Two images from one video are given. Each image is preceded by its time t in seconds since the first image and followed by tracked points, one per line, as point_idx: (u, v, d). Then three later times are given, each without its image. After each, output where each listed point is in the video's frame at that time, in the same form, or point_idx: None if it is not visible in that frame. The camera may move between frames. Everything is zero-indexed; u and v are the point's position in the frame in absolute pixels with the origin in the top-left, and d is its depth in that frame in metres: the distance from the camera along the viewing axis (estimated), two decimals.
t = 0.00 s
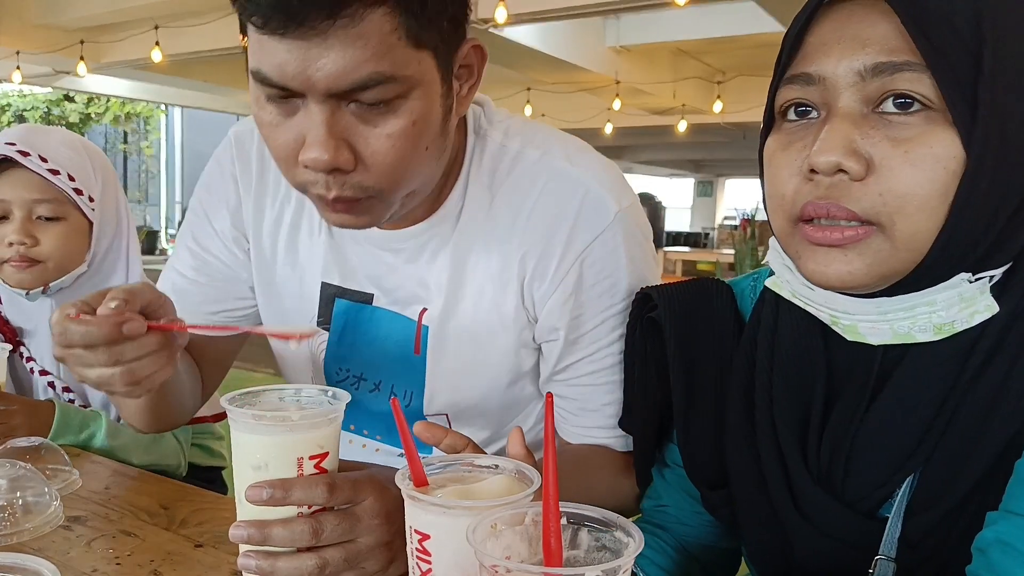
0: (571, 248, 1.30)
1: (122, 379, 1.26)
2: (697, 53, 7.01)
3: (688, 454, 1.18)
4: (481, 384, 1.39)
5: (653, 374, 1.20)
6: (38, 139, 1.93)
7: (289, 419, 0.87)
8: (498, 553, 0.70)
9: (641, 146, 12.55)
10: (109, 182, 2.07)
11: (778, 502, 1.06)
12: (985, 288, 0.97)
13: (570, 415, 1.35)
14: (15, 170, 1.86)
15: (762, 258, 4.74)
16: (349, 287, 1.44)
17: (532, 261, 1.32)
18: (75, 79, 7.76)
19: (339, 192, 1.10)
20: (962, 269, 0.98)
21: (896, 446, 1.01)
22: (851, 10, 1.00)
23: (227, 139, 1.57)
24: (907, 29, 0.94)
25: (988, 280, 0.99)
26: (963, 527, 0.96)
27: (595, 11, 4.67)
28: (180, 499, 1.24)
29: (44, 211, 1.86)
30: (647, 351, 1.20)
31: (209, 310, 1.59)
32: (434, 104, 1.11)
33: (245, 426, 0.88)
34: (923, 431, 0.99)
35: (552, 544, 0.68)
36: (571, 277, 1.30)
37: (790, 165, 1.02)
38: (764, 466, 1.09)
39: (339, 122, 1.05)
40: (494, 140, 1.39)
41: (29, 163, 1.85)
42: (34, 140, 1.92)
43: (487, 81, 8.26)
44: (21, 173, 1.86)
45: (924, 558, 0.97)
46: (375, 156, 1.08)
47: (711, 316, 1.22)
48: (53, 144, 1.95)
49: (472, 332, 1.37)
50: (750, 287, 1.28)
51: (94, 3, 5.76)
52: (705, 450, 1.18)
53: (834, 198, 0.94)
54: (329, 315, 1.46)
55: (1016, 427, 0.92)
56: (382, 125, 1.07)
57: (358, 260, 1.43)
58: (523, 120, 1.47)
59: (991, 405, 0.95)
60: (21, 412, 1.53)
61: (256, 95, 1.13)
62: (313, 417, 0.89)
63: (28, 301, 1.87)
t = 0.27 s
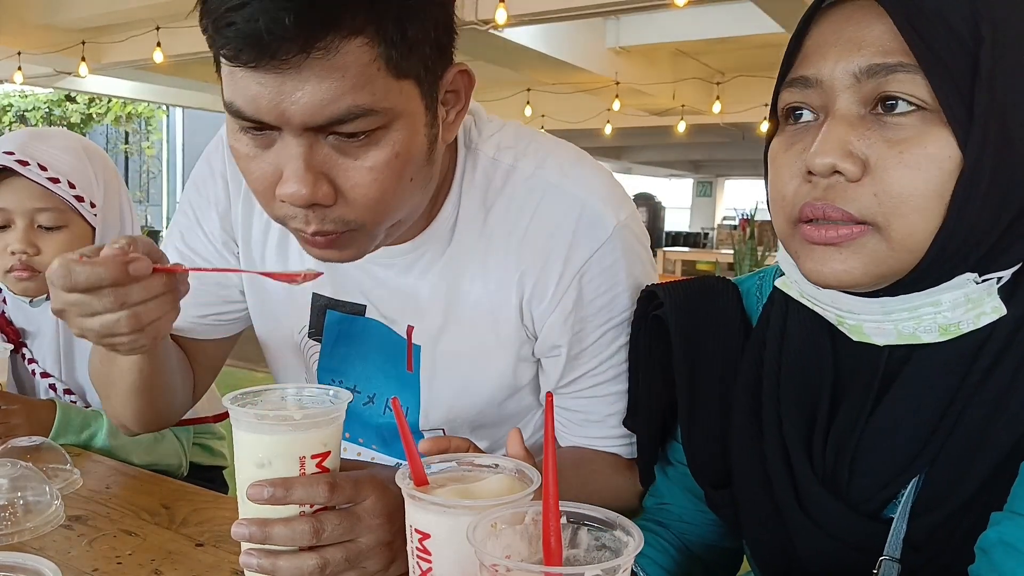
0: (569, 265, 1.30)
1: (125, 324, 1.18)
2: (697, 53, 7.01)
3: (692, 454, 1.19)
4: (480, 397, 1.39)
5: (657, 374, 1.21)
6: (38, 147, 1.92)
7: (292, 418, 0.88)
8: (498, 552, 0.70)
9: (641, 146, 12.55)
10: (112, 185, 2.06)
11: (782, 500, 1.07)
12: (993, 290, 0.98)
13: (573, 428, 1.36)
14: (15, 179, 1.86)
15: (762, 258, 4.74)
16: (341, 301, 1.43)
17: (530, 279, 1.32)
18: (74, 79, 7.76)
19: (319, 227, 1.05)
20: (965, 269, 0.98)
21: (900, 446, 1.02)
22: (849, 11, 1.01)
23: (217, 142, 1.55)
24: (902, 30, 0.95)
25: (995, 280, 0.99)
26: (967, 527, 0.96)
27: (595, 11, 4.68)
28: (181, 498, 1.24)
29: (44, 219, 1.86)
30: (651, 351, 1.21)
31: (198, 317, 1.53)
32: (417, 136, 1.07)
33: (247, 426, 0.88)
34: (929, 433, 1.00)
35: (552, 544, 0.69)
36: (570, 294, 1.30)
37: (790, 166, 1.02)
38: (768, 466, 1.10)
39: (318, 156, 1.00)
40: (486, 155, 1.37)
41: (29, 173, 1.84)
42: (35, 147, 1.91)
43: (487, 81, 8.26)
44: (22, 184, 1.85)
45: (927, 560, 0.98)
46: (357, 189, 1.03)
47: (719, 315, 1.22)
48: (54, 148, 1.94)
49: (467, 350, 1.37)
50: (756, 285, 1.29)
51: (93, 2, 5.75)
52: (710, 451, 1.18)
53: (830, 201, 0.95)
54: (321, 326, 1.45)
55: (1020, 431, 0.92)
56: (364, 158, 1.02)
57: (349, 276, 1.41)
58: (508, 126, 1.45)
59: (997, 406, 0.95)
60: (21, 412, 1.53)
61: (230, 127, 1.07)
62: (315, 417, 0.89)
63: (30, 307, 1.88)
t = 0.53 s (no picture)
0: (576, 274, 1.30)
1: (137, 299, 1.15)
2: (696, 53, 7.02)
3: (698, 452, 1.20)
4: (482, 401, 1.38)
5: (664, 375, 1.21)
6: (40, 148, 1.90)
7: (292, 418, 0.87)
8: (498, 552, 0.70)
9: (641, 147, 12.56)
10: (114, 186, 2.07)
11: (786, 499, 1.07)
12: (1002, 292, 0.98)
13: (577, 432, 1.36)
14: (17, 179, 1.85)
15: (762, 258, 4.74)
16: (339, 307, 1.42)
17: (536, 289, 1.31)
18: (74, 79, 7.76)
19: (309, 233, 1.05)
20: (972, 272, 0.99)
21: (906, 447, 1.01)
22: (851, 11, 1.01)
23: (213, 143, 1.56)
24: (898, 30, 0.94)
25: (1004, 284, 0.99)
26: (973, 529, 0.96)
27: (595, 12, 4.69)
28: (181, 498, 1.24)
29: (46, 221, 1.87)
30: (657, 353, 1.21)
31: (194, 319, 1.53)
32: (410, 143, 1.06)
33: (248, 425, 0.88)
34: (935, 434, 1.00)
35: (552, 543, 0.69)
36: (576, 304, 1.30)
37: (792, 166, 1.03)
38: (774, 465, 1.10)
39: (307, 162, 1.00)
40: (487, 165, 1.37)
41: (31, 174, 1.83)
42: (39, 149, 1.90)
43: (487, 81, 8.26)
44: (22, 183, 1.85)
45: (932, 561, 0.98)
46: (347, 196, 1.03)
47: (727, 316, 1.22)
48: (57, 150, 1.93)
49: (469, 360, 1.36)
50: (764, 284, 1.28)
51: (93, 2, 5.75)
52: (716, 451, 1.19)
53: (827, 201, 0.95)
54: (318, 332, 1.45)
55: None
56: (355, 166, 1.02)
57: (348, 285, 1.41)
58: (508, 133, 1.45)
59: (1005, 410, 0.95)
60: (21, 412, 1.53)
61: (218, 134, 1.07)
62: (316, 417, 0.89)
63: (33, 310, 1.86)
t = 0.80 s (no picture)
0: (578, 274, 1.30)
1: (137, 294, 1.15)
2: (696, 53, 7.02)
3: (702, 452, 1.19)
4: (483, 400, 1.38)
5: (667, 374, 1.21)
6: (42, 151, 1.90)
7: (293, 418, 0.87)
8: (498, 552, 0.70)
9: (641, 146, 12.56)
10: (115, 190, 2.06)
11: (791, 499, 1.06)
12: (1009, 292, 0.97)
13: (577, 431, 1.36)
14: (19, 184, 1.84)
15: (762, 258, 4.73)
16: (339, 308, 1.42)
17: (539, 290, 1.32)
18: (74, 79, 7.76)
19: (313, 241, 1.06)
20: (981, 271, 0.98)
21: (912, 447, 1.00)
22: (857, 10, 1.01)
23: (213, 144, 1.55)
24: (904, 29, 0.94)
25: (1011, 284, 0.97)
26: (978, 531, 0.97)
27: (595, 11, 4.69)
28: (181, 498, 1.24)
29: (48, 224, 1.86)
30: (661, 352, 1.21)
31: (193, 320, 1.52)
32: (411, 147, 1.06)
33: (249, 426, 0.88)
34: (942, 433, 0.99)
35: (552, 543, 0.69)
36: (578, 303, 1.30)
37: (798, 167, 1.03)
38: (778, 463, 1.09)
39: (309, 168, 1.00)
40: (488, 167, 1.36)
41: (34, 179, 1.83)
42: (41, 152, 1.89)
43: (487, 81, 8.27)
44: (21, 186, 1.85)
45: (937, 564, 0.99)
46: (349, 200, 1.03)
47: (731, 318, 1.22)
48: (59, 154, 1.92)
49: (470, 360, 1.36)
50: (768, 284, 1.29)
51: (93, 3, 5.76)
52: (721, 450, 1.20)
53: (834, 200, 0.95)
54: (318, 334, 1.45)
55: None
56: (355, 170, 1.02)
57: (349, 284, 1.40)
58: (506, 133, 1.45)
59: (1011, 412, 0.94)
60: (21, 412, 1.53)
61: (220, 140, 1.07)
62: (316, 417, 0.89)
63: (35, 312, 1.86)
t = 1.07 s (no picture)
0: (575, 266, 1.30)
1: (117, 290, 1.14)
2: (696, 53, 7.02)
3: (704, 453, 1.19)
4: (483, 395, 1.38)
5: (667, 373, 1.21)
6: (44, 154, 1.89)
7: (293, 419, 0.87)
8: (498, 552, 0.71)
9: (641, 147, 12.56)
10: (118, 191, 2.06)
11: (793, 502, 1.06)
12: (1021, 293, 0.98)
13: (577, 425, 1.36)
14: (21, 187, 1.84)
15: (761, 258, 4.74)
16: (339, 302, 1.42)
17: (536, 281, 1.31)
18: (74, 79, 7.77)
19: (315, 229, 1.06)
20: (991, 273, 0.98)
21: (917, 448, 1.01)
22: (870, 10, 1.01)
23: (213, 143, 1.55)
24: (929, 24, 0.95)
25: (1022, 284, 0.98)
26: (982, 531, 0.96)
27: (595, 12, 4.69)
28: (180, 498, 1.24)
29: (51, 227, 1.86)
30: (661, 351, 1.20)
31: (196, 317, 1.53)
32: (410, 133, 1.07)
33: (249, 426, 0.88)
34: (947, 435, 0.99)
35: (552, 543, 0.69)
36: (575, 295, 1.30)
37: (812, 166, 1.03)
38: (780, 467, 1.09)
39: (310, 158, 1.00)
40: (486, 158, 1.37)
41: (36, 182, 1.82)
42: (44, 155, 1.89)
43: (487, 82, 8.27)
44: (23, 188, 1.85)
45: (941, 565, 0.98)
46: (351, 189, 1.03)
47: (733, 317, 1.21)
48: (61, 156, 1.92)
49: (469, 352, 1.36)
50: (770, 284, 1.28)
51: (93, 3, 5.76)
52: (724, 451, 1.19)
53: (861, 197, 0.95)
54: (318, 328, 1.45)
55: None
56: (357, 158, 1.02)
57: (350, 279, 1.41)
58: (507, 129, 1.45)
59: (1014, 414, 0.95)
60: (21, 412, 1.53)
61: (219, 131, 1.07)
62: (316, 417, 0.89)
63: (36, 313, 1.86)
